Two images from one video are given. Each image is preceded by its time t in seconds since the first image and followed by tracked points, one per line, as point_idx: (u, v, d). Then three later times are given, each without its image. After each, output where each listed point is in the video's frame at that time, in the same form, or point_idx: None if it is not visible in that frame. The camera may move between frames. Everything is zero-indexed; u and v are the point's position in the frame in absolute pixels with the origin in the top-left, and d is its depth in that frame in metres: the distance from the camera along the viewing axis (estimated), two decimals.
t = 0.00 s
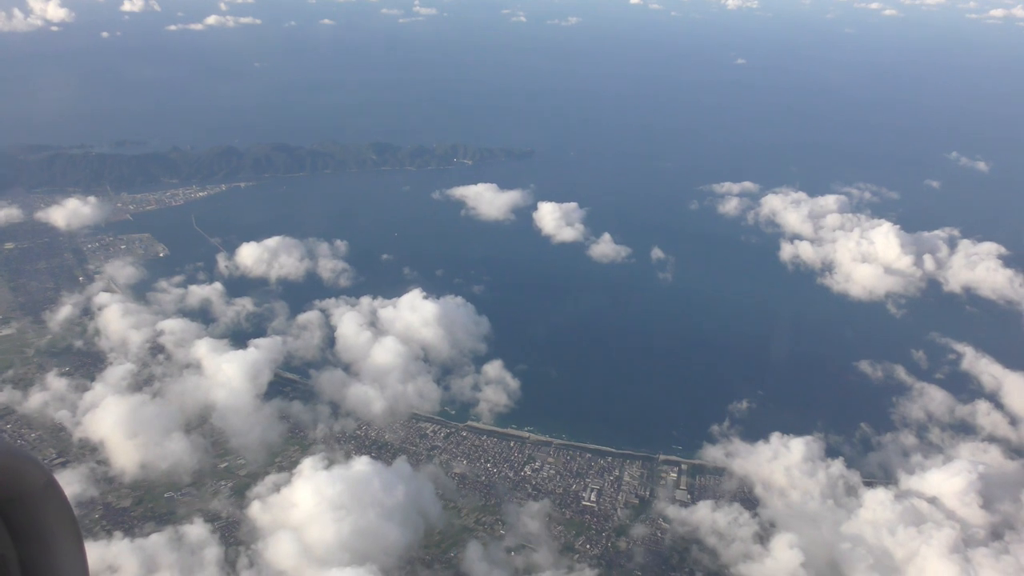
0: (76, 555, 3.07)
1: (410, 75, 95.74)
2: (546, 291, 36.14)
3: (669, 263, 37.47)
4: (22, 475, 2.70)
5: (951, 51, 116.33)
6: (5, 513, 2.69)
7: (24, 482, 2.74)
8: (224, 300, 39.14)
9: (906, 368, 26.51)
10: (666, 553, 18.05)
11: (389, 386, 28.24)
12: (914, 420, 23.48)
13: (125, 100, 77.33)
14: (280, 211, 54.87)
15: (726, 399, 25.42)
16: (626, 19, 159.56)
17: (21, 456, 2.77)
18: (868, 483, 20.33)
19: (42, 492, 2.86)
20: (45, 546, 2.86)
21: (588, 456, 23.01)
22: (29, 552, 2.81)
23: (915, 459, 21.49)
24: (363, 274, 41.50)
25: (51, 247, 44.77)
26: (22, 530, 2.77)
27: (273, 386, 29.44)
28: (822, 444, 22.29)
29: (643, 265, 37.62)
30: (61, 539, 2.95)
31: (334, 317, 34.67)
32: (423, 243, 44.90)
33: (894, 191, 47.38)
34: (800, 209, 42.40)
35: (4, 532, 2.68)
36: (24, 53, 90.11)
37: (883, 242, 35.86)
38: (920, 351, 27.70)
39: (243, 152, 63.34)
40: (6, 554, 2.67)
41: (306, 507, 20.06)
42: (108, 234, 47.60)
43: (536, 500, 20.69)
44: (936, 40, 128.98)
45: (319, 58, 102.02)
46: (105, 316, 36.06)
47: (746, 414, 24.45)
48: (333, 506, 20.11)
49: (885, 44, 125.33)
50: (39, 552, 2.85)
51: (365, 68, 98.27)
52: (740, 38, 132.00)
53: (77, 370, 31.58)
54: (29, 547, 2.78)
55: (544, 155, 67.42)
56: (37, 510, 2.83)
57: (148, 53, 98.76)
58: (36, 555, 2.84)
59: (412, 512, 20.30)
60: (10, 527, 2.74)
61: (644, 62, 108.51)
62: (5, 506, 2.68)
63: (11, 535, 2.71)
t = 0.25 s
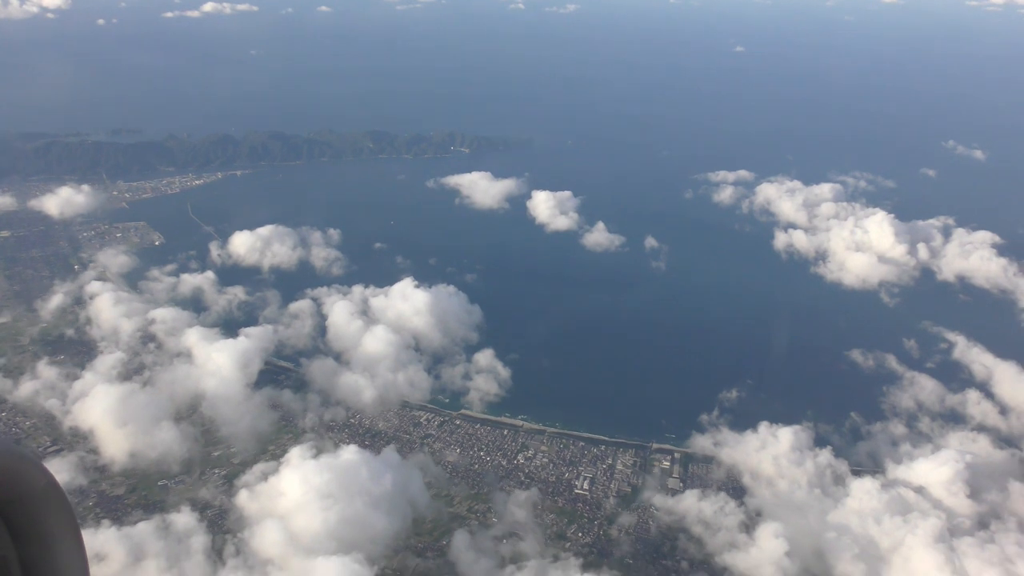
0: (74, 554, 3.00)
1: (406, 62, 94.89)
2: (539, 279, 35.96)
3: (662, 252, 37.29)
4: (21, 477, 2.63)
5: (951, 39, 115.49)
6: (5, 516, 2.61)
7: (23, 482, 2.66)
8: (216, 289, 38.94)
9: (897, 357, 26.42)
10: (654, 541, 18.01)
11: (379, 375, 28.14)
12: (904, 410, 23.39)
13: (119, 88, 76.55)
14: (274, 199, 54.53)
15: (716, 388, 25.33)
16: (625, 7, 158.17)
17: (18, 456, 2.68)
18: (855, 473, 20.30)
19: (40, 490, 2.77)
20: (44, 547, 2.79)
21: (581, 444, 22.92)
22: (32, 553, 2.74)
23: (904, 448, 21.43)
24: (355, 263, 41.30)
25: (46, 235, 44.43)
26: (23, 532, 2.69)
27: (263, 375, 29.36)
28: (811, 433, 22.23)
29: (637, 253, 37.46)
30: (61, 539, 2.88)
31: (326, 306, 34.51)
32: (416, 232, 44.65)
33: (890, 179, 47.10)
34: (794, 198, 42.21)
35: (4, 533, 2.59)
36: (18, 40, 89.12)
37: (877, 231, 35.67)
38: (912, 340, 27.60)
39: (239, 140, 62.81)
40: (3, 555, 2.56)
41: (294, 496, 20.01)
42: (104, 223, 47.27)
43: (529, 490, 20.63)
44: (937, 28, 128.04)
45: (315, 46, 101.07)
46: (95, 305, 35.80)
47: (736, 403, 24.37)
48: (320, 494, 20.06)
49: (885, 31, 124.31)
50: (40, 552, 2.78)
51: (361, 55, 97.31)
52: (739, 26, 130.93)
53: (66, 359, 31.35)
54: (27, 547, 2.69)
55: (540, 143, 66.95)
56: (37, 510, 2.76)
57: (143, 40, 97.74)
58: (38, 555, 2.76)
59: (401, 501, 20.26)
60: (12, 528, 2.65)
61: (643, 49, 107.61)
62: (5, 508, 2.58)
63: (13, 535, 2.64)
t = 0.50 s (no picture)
0: (78, 556, 2.77)
1: (404, 51, 94.20)
2: (533, 269, 35.81)
3: (657, 242, 37.11)
4: (21, 475, 2.39)
5: (953, 29, 114.64)
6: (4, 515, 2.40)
7: (24, 478, 2.43)
8: (210, 279, 38.75)
9: (890, 348, 26.33)
10: (643, 531, 18.00)
11: (371, 365, 28.04)
12: (895, 400, 23.32)
13: (115, 76, 75.85)
14: (269, 188, 54.20)
15: (707, 379, 25.25)
16: None
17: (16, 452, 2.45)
18: (845, 464, 20.27)
19: (41, 490, 2.54)
20: (47, 549, 2.56)
21: (575, 434, 22.88)
22: (33, 554, 2.51)
23: (895, 439, 21.39)
24: (350, 253, 41.09)
25: (43, 225, 44.14)
26: (25, 534, 2.47)
27: (256, 365, 29.25)
28: (802, 424, 22.18)
29: (632, 243, 37.27)
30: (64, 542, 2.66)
31: (319, 296, 34.37)
32: (410, 222, 44.44)
33: (887, 169, 46.85)
34: (790, 188, 42.00)
35: (3, 533, 2.36)
36: (13, 28, 88.21)
37: (872, 221, 35.51)
38: (905, 331, 27.51)
39: (237, 129, 62.33)
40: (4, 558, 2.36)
41: (282, 487, 20.00)
42: (100, 212, 46.96)
43: (522, 480, 20.60)
44: (938, 18, 127.18)
45: (312, 34, 100.21)
46: (88, 295, 35.56)
47: (727, 394, 24.29)
48: (309, 485, 20.03)
49: (886, 21, 123.44)
50: (40, 552, 2.55)
51: (358, 43, 96.51)
52: (740, 15, 129.91)
53: (58, 349, 31.18)
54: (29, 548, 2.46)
55: (537, 132, 66.53)
56: (38, 509, 2.53)
57: (139, 28, 96.77)
58: (42, 558, 2.55)
59: (391, 491, 20.26)
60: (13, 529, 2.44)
61: (642, 38, 106.83)
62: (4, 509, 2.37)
63: (12, 538, 2.42)
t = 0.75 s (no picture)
0: (78, 551, 2.82)
1: (401, 38, 93.33)
2: (526, 258, 35.64)
3: (651, 230, 36.90)
4: (24, 475, 2.45)
5: (955, 17, 113.70)
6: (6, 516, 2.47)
7: (26, 480, 2.48)
8: (202, 267, 38.53)
9: (881, 337, 26.25)
10: (630, 519, 17.96)
11: (362, 353, 27.95)
12: (885, 389, 23.25)
13: (109, 63, 75.04)
14: (265, 176, 53.83)
15: (696, 368, 25.19)
16: None
17: (17, 453, 2.50)
18: (833, 452, 20.23)
19: (43, 491, 2.59)
20: (47, 545, 2.63)
21: (569, 422, 22.83)
22: (32, 553, 2.57)
23: (883, 428, 21.35)
24: (343, 241, 40.86)
25: (39, 212, 43.80)
26: (25, 534, 2.53)
27: (247, 354, 29.14)
28: (790, 412, 22.14)
29: (626, 232, 37.07)
30: (64, 540, 2.72)
31: (311, 285, 34.20)
32: (404, 210, 44.17)
33: (884, 157, 46.56)
34: (785, 176, 41.76)
35: (4, 533, 2.43)
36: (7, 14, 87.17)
37: (867, 210, 35.35)
38: (897, 320, 27.41)
39: (233, 116, 61.83)
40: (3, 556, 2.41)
41: (269, 475, 19.96)
42: (96, 199, 46.61)
43: (515, 468, 20.56)
44: (940, 6, 126.17)
45: (309, 21, 99.25)
46: (79, 283, 35.26)
47: (717, 383, 24.22)
48: (296, 473, 19.99)
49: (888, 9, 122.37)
50: (39, 552, 2.60)
51: (355, 30, 95.61)
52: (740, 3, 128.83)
53: (49, 337, 30.97)
54: (29, 547, 2.53)
55: (535, 119, 66.02)
56: (39, 511, 2.58)
57: (134, 15, 95.74)
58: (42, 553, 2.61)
59: (378, 480, 20.23)
60: (12, 530, 2.50)
61: (642, 26, 105.89)
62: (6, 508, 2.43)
63: (13, 538, 2.48)
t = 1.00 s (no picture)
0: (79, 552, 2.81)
1: (399, 25, 92.42)
2: (519, 247, 35.45)
3: (646, 219, 36.71)
4: (24, 476, 2.45)
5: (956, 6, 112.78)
6: (7, 517, 2.47)
7: (27, 479, 2.47)
8: (195, 256, 38.30)
9: (874, 327, 26.15)
10: (619, 507, 17.93)
11: (353, 342, 27.85)
12: (876, 379, 23.19)
13: (104, 49, 74.15)
14: (261, 163, 53.45)
15: (688, 357, 25.13)
16: None
17: (21, 454, 2.50)
18: (822, 442, 20.22)
19: (42, 491, 2.58)
20: (47, 547, 2.62)
21: (563, 411, 22.79)
22: (32, 554, 2.57)
23: (874, 418, 21.31)
24: (337, 229, 40.60)
25: (37, 199, 43.45)
26: (26, 534, 2.54)
27: (239, 342, 28.99)
28: (781, 402, 22.10)
29: (621, 221, 36.88)
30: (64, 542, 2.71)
31: (303, 274, 34.02)
32: (398, 198, 43.91)
33: (881, 146, 46.29)
34: (781, 165, 41.53)
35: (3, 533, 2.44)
36: None
37: (862, 199, 35.24)
38: (890, 310, 27.31)
39: (231, 104, 61.28)
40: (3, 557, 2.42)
41: (258, 463, 19.91)
42: (93, 187, 46.25)
43: (509, 456, 20.53)
44: None
45: (306, 8, 98.27)
46: (71, 272, 34.92)
47: (708, 372, 24.16)
48: (284, 462, 19.93)
49: None
50: (40, 552, 2.60)
51: (353, 17, 94.65)
52: None
53: (40, 325, 30.74)
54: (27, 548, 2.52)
55: (532, 107, 65.51)
56: (38, 511, 2.57)
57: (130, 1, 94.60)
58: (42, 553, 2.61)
59: (368, 469, 20.20)
60: (12, 531, 2.50)
61: (642, 14, 104.97)
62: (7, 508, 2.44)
63: (12, 539, 2.49)
